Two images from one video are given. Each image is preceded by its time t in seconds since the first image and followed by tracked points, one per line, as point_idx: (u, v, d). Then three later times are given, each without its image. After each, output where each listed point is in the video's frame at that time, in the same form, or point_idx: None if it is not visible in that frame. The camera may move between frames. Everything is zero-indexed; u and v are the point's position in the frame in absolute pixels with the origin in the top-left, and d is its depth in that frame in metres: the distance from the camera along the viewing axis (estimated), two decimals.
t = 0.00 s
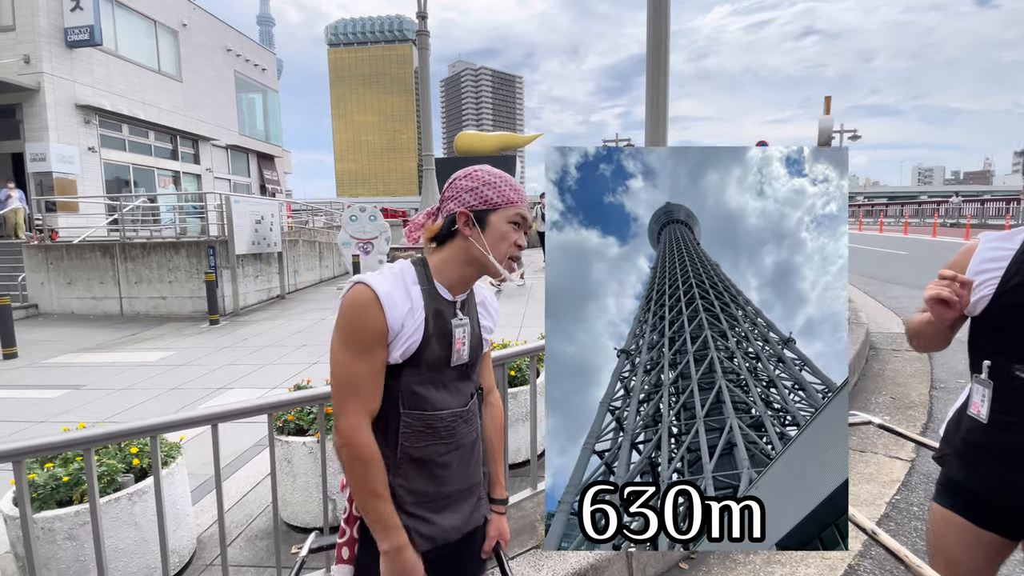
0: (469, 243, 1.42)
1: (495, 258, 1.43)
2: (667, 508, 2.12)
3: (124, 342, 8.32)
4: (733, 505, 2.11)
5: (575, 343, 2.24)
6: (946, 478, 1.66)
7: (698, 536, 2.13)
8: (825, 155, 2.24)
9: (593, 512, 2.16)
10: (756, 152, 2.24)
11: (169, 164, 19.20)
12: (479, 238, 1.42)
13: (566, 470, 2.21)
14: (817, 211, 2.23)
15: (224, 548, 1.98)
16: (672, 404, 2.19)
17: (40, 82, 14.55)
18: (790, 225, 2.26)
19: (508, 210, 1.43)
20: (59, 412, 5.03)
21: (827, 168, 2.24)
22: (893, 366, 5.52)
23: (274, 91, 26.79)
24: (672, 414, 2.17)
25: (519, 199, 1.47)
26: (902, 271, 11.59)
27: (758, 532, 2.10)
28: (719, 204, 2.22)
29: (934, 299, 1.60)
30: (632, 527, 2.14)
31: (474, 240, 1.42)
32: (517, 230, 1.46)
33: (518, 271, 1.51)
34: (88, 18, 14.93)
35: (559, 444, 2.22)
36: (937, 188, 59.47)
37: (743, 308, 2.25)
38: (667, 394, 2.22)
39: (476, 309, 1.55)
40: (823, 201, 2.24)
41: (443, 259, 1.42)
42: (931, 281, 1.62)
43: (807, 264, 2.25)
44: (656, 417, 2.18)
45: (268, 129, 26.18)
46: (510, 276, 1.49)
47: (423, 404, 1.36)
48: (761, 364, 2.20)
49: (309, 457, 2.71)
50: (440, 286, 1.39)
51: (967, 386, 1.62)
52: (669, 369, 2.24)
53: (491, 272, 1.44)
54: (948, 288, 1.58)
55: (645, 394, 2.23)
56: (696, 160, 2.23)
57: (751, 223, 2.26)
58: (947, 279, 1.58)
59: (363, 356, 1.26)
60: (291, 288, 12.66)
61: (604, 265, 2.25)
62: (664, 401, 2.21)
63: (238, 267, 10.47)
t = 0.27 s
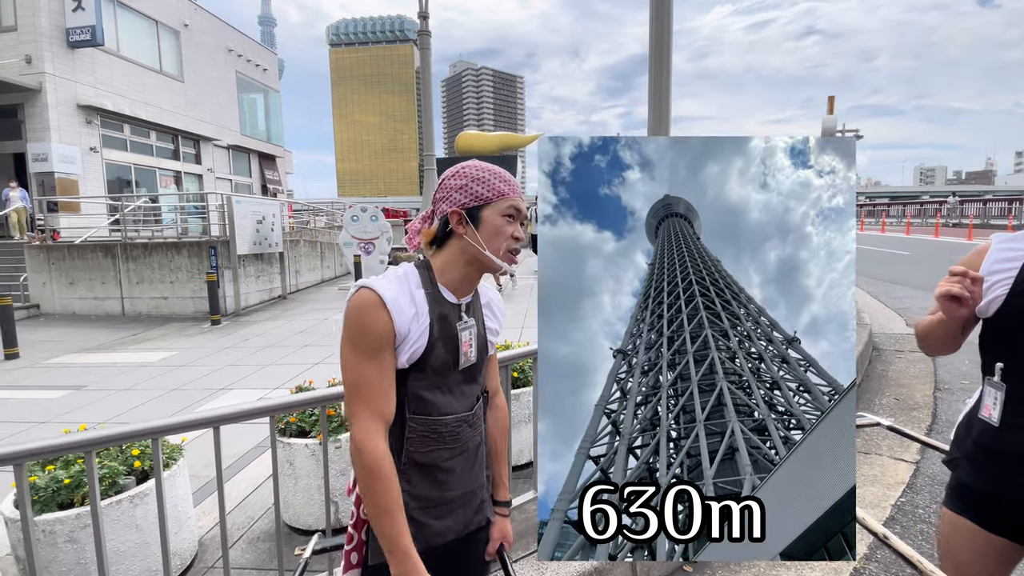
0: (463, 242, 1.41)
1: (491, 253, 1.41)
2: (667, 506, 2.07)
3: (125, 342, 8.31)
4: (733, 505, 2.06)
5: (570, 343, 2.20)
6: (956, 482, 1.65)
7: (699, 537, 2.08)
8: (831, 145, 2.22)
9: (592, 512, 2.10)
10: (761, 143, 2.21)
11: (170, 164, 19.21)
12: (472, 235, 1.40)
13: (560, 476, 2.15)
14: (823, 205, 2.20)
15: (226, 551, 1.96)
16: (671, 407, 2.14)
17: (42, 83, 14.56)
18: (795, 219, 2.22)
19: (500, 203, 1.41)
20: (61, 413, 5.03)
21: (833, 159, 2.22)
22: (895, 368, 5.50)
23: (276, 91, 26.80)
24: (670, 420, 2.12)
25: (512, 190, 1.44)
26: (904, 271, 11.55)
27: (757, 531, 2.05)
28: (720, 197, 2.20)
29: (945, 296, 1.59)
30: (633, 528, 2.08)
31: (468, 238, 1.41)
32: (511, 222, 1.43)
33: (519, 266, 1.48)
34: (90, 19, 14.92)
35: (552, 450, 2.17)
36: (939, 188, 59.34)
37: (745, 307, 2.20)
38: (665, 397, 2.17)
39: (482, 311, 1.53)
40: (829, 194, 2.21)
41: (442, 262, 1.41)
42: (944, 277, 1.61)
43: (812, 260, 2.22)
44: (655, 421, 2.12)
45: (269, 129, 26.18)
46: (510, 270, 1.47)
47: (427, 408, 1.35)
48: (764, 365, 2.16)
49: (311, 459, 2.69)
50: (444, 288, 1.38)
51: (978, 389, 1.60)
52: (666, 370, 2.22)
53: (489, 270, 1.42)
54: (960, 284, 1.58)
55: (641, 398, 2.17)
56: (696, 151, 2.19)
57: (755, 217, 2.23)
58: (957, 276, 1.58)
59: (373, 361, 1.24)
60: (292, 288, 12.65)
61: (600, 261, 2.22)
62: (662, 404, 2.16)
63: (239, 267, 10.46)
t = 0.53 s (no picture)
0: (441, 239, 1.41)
1: (467, 244, 1.39)
2: (668, 507, 2.01)
3: (127, 342, 8.31)
4: (732, 505, 1.99)
5: (563, 343, 2.12)
6: (968, 484, 1.63)
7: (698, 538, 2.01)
8: (838, 135, 2.16)
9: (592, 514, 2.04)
10: (766, 132, 2.16)
11: (172, 164, 19.23)
12: (449, 231, 1.40)
13: (555, 480, 2.09)
14: (830, 198, 2.16)
15: (232, 552, 1.96)
16: (671, 408, 2.16)
17: (44, 82, 14.57)
18: (799, 212, 2.18)
19: (469, 192, 1.39)
20: (65, 413, 5.02)
21: (839, 150, 2.17)
22: (900, 368, 5.49)
23: (277, 91, 26.82)
24: (669, 418, 2.13)
25: (483, 175, 1.40)
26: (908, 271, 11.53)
27: (758, 531, 1.99)
28: (721, 188, 2.14)
29: (964, 299, 1.58)
30: (633, 528, 2.01)
31: (447, 235, 1.41)
32: (485, 209, 1.39)
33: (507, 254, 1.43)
34: (93, 19, 14.94)
35: (544, 455, 2.10)
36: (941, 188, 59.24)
37: (747, 305, 2.18)
38: (665, 399, 2.19)
39: (485, 310, 1.51)
40: (835, 186, 2.17)
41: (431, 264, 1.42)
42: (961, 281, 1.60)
43: (817, 255, 2.18)
44: (654, 423, 2.12)
45: (270, 129, 26.19)
46: (497, 260, 1.42)
47: (433, 411, 1.34)
48: (767, 364, 2.14)
49: (316, 461, 2.69)
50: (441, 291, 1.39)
51: (995, 391, 1.58)
52: (664, 371, 2.23)
53: (473, 263, 1.39)
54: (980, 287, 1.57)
55: (640, 400, 2.17)
56: (697, 141, 2.14)
57: (758, 211, 2.18)
58: (976, 280, 1.57)
59: (371, 367, 1.23)
60: (294, 288, 12.66)
61: (595, 257, 2.17)
62: (661, 407, 2.17)
63: (241, 267, 10.47)
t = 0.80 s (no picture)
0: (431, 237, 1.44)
1: (451, 242, 1.39)
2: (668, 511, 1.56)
3: (131, 342, 8.32)
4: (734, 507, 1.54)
5: (561, 342, 1.52)
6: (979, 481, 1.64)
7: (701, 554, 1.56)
8: (841, 129, 1.67)
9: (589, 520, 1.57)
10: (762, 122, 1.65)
11: (174, 164, 19.26)
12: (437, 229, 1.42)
13: (552, 484, 1.55)
14: (833, 194, 1.67)
15: (240, 550, 1.96)
16: (670, 410, 1.63)
17: (47, 83, 14.62)
18: (801, 211, 1.67)
19: (450, 190, 1.37)
20: (70, 413, 5.04)
21: (843, 145, 1.67)
22: (903, 368, 5.48)
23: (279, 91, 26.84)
24: (668, 421, 1.61)
25: (462, 172, 1.37)
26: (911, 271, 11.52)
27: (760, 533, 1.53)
28: (724, 185, 1.62)
29: None
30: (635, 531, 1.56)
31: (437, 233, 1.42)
32: (466, 207, 1.37)
33: (494, 251, 1.39)
34: (95, 19, 14.97)
35: (541, 457, 1.56)
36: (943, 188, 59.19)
37: (748, 304, 1.66)
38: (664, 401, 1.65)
39: (488, 307, 1.52)
40: (838, 183, 1.67)
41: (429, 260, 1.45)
42: None
43: (821, 255, 1.67)
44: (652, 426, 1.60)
45: (272, 129, 26.21)
46: (481, 256, 1.39)
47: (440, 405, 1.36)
48: (770, 364, 1.62)
49: (322, 460, 2.70)
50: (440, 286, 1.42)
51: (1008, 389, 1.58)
52: (665, 371, 1.68)
53: (462, 260, 1.40)
54: None
55: (638, 401, 1.62)
56: (694, 133, 1.63)
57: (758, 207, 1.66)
58: None
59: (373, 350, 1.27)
60: (296, 288, 12.67)
61: (595, 255, 1.60)
62: (660, 409, 1.63)
63: (244, 267, 10.49)
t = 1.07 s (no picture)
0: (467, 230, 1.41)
1: (494, 230, 1.41)
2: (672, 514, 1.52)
3: (134, 342, 8.34)
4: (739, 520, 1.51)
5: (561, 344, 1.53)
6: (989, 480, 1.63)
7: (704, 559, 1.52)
8: (841, 128, 1.68)
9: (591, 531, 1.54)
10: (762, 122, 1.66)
11: (176, 164, 19.29)
12: (474, 221, 1.41)
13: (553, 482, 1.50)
14: (833, 195, 1.67)
15: (249, 549, 1.97)
16: (669, 410, 1.61)
17: (50, 83, 14.66)
18: (801, 210, 1.68)
19: (490, 183, 1.41)
20: (74, 412, 5.05)
21: (843, 145, 1.68)
22: (907, 368, 5.47)
23: (281, 91, 26.87)
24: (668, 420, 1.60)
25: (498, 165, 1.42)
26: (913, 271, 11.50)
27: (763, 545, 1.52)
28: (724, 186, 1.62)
29: None
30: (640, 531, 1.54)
31: (471, 226, 1.41)
32: (507, 197, 1.42)
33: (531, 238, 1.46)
34: (98, 19, 15.01)
35: (540, 457, 1.52)
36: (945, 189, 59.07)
37: (748, 304, 1.67)
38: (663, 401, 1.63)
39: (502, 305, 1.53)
40: (838, 183, 1.68)
41: (455, 257, 1.42)
42: None
43: (821, 254, 1.67)
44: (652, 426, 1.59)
45: (274, 129, 26.24)
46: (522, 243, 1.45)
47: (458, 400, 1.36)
48: (768, 364, 1.62)
49: (329, 459, 2.71)
50: (466, 283, 1.40)
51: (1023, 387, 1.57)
52: (665, 371, 1.67)
53: (502, 250, 1.43)
54: None
55: (638, 401, 1.62)
56: (695, 133, 1.64)
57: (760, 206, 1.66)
58: None
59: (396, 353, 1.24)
60: (299, 288, 12.69)
61: (595, 255, 1.60)
62: (660, 409, 1.62)
63: (247, 267, 10.51)
